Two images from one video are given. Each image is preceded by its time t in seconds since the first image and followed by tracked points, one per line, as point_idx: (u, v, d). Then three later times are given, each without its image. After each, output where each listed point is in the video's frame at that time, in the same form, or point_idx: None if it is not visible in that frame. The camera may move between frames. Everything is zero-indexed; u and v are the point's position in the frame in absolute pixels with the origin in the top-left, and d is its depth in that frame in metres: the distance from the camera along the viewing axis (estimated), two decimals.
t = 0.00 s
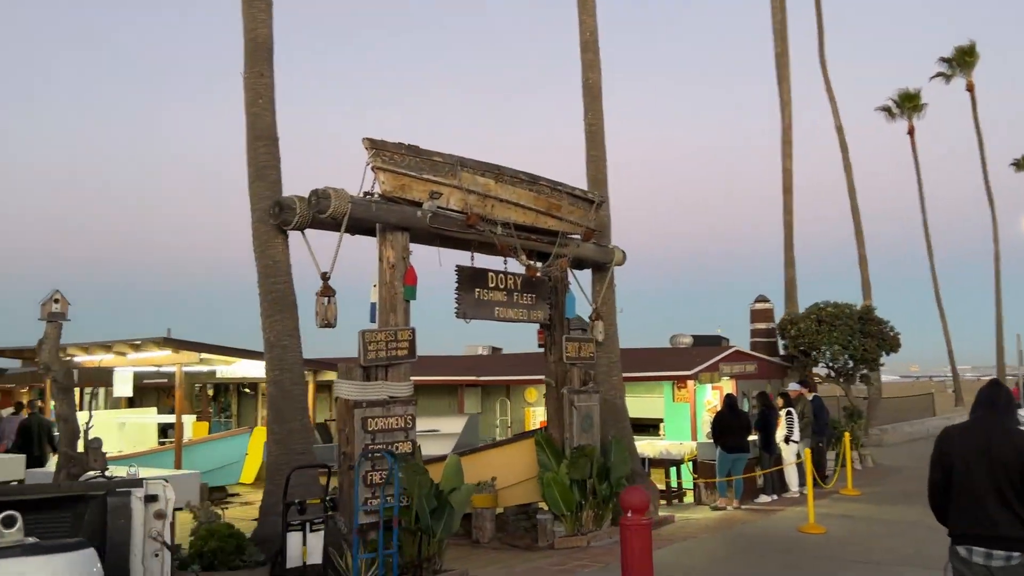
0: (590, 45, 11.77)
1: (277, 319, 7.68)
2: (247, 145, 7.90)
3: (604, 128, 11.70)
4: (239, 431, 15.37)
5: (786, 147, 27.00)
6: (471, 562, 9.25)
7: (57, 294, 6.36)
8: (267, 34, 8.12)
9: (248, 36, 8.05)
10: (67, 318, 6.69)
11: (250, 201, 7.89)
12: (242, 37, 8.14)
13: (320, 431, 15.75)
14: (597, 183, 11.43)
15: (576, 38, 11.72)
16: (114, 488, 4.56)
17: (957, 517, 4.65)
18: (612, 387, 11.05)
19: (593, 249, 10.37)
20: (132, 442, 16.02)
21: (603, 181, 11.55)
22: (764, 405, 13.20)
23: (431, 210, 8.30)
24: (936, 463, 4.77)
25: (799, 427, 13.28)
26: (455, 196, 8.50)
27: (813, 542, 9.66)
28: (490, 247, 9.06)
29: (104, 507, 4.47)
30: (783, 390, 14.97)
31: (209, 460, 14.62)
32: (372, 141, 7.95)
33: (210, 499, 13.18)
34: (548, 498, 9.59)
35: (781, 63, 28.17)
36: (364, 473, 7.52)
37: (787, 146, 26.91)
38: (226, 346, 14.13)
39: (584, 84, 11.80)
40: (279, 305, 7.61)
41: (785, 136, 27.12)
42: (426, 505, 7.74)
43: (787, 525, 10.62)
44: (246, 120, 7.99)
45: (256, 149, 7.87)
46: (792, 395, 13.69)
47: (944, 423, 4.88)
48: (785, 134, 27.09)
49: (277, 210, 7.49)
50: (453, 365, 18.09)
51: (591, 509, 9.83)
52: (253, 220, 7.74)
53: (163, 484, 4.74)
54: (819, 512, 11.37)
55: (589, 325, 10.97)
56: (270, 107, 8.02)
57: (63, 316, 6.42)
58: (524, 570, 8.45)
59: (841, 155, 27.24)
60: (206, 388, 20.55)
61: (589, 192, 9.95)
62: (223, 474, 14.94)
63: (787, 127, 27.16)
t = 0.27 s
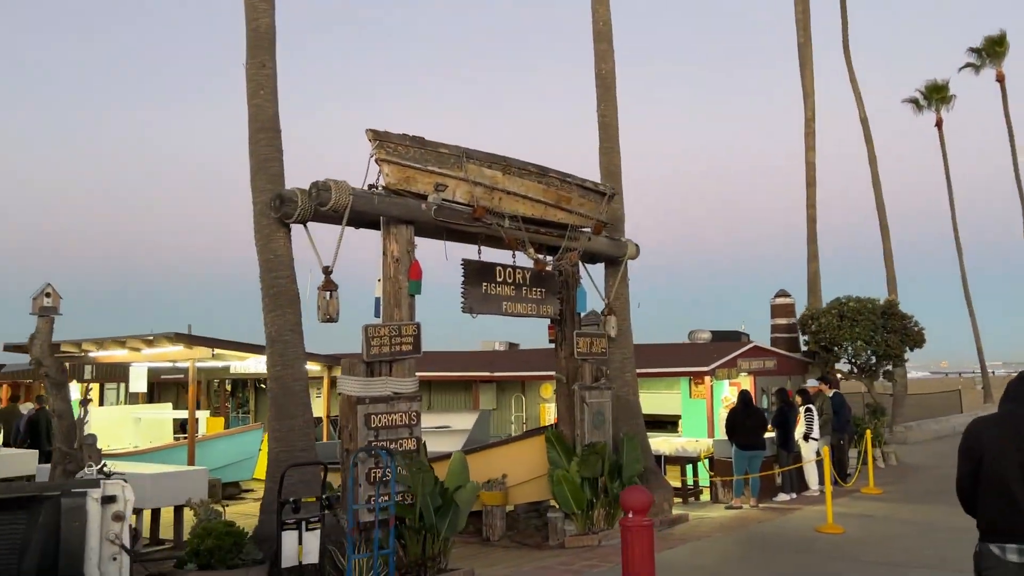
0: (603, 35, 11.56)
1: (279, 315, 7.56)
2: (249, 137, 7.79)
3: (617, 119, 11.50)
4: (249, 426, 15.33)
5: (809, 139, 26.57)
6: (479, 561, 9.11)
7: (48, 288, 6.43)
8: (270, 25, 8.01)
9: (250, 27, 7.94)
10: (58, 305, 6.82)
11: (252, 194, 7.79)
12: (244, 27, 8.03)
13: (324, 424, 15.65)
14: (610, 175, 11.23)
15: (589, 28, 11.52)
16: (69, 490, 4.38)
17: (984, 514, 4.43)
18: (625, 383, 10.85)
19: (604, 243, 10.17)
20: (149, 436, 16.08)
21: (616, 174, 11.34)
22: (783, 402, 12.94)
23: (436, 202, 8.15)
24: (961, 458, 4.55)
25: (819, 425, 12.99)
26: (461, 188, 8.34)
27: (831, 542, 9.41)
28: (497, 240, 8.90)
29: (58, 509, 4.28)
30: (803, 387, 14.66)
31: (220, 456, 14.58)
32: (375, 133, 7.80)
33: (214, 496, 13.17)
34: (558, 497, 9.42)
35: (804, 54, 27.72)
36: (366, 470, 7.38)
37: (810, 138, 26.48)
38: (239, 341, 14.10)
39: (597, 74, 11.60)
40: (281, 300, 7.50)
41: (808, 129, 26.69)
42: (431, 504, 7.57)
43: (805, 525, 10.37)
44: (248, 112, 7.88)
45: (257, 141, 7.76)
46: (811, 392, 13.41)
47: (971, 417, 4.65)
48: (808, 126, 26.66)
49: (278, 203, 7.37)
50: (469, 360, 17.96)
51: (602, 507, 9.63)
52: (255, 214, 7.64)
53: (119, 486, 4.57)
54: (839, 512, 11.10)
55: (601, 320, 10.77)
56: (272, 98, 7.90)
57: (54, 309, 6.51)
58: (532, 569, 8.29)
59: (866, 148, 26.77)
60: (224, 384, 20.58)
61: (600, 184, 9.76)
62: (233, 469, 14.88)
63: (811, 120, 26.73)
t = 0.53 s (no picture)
0: (617, 21, 11.31)
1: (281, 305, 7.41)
2: (251, 124, 7.65)
3: (631, 107, 11.24)
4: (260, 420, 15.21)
5: (832, 130, 26.12)
6: (489, 558, 8.95)
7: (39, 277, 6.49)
8: (272, 9, 7.85)
9: (252, 12, 7.79)
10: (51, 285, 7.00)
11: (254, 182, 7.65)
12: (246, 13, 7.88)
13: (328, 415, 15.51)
14: (624, 165, 10.99)
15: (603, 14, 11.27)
16: (21, 483, 4.85)
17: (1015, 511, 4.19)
18: (639, 376, 10.61)
19: (616, 233, 9.93)
20: (163, 430, 16.09)
21: (630, 162, 11.10)
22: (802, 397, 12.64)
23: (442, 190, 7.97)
24: (992, 451, 4.32)
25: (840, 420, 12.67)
26: (468, 176, 8.15)
27: (850, 541, 9.14)
28: (506, 230, 8.70)
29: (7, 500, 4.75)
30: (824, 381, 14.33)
31: (232, 450, 14.51)
32: (379, 119, 7.62)
33: (219, 492, 13.27)
34: (569, 492, 9.23)
35: (826, 44, 27.25)
36: (369, 465, 7.21)
37: (832, 129, 26.03)
38: (251, 335, 14.01)
39: (611, 61, 11.35)
40: (283, 290, 7.35)
41: (830, 119, 26.24)
42: (436, 499, 7.36)
43: (824, 522, 10.10)
44: (250, 99, 7.73)
45: (260, 128, 7.62)
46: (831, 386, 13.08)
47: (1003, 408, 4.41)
48: (830, 117, 26.21)
49: (279, 191, 7.22)
50: (484, 355, 17.79)
51: (615, 504, 9.40)
52: (257, 202, 7.49)
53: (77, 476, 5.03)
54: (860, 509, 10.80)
55: (615, 312, 10.54)
56: (274, 85, 7.75)
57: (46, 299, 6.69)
58: (541, 566, 8.11)
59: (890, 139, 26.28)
60: (240, 378, 20.56)
61: (612, 172, 9.52)
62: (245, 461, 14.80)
63: (833, 110, 26.28)
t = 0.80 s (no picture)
0: (632, 10, 11.06)
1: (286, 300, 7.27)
2: (255, 116, 7.50)
3: (647, 98, 10.99)
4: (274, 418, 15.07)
5: (856, 123, 25.66)
6: (500, 559, 8.76)
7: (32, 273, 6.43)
8: None
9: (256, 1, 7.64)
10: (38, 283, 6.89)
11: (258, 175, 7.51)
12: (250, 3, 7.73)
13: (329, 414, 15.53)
14: (640, 157, 10.75)
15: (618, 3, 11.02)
16: None
17: None
18: (655, 374, 10.38)
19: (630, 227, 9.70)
20: (179, 427, 16.10)
21: (645, 155, 10.85)
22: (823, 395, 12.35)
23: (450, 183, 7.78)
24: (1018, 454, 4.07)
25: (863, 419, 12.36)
26: (477, 169, 7.96)
27: (874, 543, 8.85)
28: (516, 224, 8.50)
29: None
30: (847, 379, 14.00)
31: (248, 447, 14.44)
32: (385, 110, 7.45)
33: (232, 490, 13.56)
34: (583, 492, 9.03)
35: (850, 36, 26.77)
36: (375, 464, 7.05)
37: (857, 122, 25.57)
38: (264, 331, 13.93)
39: (626, 52, 11.11)
40: (287, 285, 7.20)
41: (854, 112, 25.77)
42: (443, 500, 7.18)
43: (847, 524, 9.82)
44: (254, 90, 7.58)
45: (264, 120, 7.47)
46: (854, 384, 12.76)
47: None
48: (855, 110, 25.74)
49: (282, 184, 7.07)
50: (500, 351, 17.61)
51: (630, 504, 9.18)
52: (260, 195, 7.35)
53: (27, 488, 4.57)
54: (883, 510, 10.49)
55: (630, 308, 10.31)
56: (278, 76, 7.60)
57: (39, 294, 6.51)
58: (552, 568, 7.91)
59: (915, 132, 25.77)
60: (257, 375, 20.53)
61: (627, 164, 9.28)
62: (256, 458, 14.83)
63: (857, 103, 25.82)
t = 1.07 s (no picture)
0: None
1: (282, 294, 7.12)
2: (250, 107, 7.37)
3: (656, 89, 10.78)
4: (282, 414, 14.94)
5: (873, 116, 25.26)
6: (503, 558, 8.60)
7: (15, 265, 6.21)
8: None
9: None
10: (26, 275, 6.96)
11: (254, 167, 7.37)
12: None
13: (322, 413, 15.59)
14: (648, 149, 10.55)
15: None
16: None
17: None
18: (664, 370, 10.17)
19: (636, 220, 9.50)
20: (188, 424, 16.05)
21: (654, 147, 10.64)
22: (838, 392, 12.09)
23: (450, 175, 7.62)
24: None
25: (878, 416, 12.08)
26: (477, 160, 7.79)
27: (888, 543, 8.62)
28: (519, 217, 8.32)
29: None
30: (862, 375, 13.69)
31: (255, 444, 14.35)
32: (383, 101, 7.29)
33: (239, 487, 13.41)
34: (588, 490, 8.86)
35: (868, 28, 26.36)
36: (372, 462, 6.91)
37: (874, 115, 25.17)
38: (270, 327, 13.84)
39: (634, 42, 10.90)
40: (283, 279, 7.05)
41: (871, 105, 25.37)
42: (442, 498, 7.01)
43: (860, 523, 9.58)
44: (250, 81, 7.45)
45: (260, 111, 7.34)
46: (869, 381, 12.47)
47: None
48: (872, 103, 25.34)
49: (277, 175, 6.92)
50: (510, 347, 17.44)
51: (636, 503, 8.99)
52: (256, 186, 7.21)
53: None
54: (898, 510, 10.24)
55: (638, 303, 10.11)
56: (275, 66, 7.46)
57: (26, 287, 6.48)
58: (555, 568, 7.74)
59: (935, 125, 25.33)
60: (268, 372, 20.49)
61: (633, 155, 9.07)
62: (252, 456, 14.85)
63: (874, 95, 25.42)
